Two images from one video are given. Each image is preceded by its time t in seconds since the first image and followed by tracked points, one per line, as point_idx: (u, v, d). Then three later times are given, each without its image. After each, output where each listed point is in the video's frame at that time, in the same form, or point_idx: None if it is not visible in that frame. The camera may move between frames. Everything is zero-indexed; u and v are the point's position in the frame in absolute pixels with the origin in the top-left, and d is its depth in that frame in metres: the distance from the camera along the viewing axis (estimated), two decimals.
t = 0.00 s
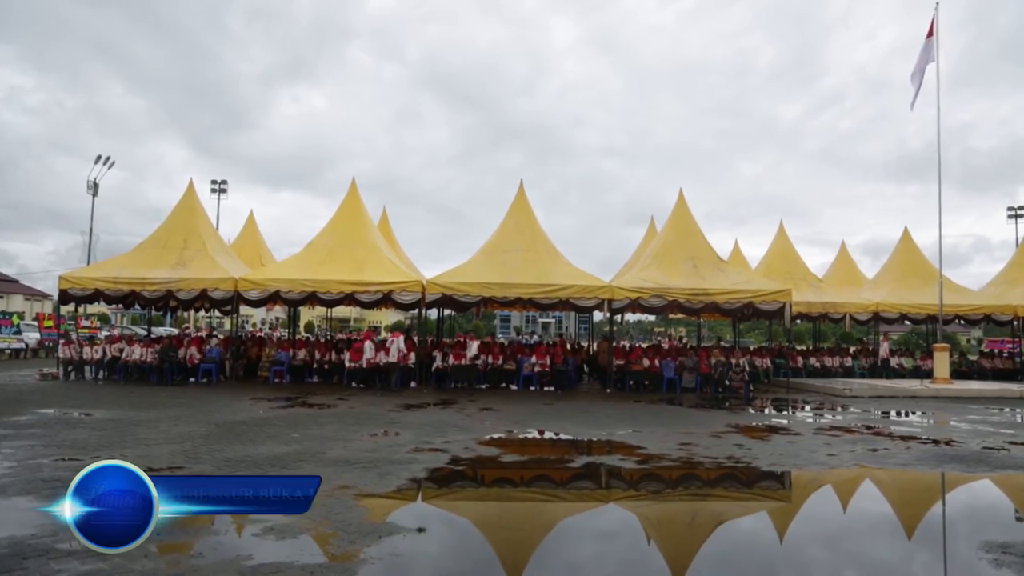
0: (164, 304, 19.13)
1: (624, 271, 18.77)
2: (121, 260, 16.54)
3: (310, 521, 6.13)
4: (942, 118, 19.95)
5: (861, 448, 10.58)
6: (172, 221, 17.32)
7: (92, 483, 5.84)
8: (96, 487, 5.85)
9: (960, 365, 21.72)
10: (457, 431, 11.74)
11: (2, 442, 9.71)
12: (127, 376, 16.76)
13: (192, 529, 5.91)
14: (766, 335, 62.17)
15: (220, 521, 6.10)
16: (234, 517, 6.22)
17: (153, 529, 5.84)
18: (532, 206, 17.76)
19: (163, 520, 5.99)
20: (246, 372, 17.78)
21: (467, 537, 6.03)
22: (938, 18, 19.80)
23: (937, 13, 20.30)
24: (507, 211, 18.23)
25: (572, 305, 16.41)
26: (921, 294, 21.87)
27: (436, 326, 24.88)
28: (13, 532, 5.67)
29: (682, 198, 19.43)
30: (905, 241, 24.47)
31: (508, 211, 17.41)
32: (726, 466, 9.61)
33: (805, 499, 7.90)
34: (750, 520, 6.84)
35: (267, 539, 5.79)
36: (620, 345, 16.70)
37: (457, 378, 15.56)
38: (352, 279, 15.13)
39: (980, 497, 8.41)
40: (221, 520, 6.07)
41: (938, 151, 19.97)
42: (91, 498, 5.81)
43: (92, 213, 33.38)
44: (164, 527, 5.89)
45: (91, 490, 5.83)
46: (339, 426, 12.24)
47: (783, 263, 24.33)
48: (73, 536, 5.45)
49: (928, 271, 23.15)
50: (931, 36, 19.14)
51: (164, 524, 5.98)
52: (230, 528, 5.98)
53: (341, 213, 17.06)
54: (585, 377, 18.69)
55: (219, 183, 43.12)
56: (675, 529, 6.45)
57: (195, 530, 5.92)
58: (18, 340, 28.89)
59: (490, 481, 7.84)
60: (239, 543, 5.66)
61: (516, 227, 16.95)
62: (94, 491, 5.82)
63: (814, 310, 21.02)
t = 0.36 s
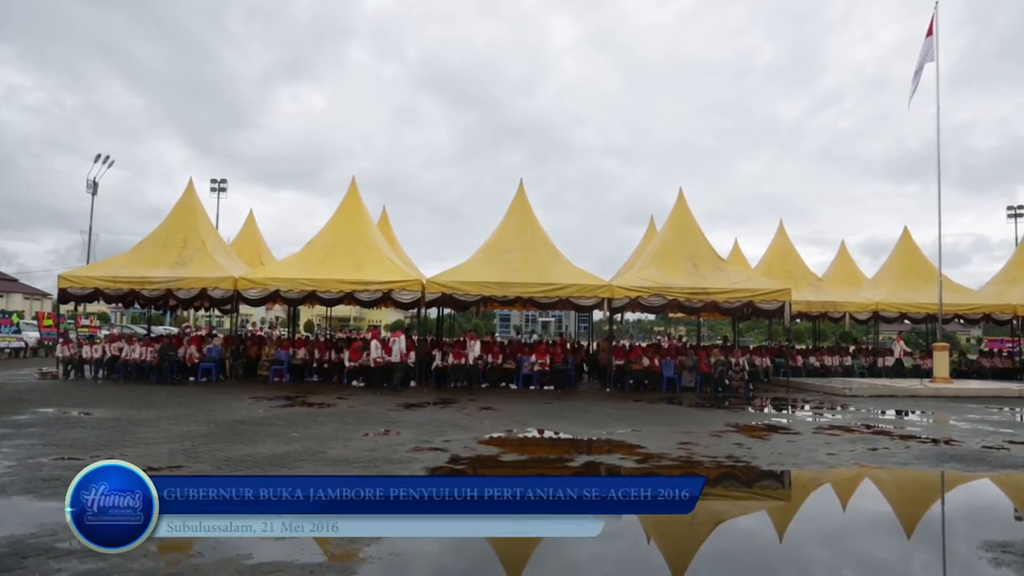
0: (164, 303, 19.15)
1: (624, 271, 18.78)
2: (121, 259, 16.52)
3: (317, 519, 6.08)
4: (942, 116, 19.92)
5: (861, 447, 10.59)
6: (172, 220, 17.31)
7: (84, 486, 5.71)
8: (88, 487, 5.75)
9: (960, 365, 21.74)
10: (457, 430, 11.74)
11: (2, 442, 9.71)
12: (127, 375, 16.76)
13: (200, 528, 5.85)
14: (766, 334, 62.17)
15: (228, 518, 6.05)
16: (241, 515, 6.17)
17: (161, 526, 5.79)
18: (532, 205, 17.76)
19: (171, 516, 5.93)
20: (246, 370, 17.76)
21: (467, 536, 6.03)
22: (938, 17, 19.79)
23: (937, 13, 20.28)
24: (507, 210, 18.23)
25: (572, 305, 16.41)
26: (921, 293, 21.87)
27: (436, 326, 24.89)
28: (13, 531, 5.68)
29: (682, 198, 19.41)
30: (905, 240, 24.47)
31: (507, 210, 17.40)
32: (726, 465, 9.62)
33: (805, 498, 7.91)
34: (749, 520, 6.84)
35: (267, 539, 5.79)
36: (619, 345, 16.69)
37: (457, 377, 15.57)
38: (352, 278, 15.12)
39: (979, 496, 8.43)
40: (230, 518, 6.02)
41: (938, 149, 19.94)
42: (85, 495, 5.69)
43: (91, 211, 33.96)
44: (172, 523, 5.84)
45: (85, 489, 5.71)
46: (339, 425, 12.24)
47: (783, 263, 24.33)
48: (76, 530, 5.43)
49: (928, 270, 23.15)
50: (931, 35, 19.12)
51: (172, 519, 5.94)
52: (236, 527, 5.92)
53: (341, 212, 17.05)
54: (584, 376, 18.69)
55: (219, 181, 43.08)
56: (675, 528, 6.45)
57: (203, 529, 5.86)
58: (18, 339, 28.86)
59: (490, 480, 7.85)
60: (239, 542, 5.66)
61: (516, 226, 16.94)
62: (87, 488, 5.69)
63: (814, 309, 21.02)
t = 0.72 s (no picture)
0: (154, 302, 19.06)
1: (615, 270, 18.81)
2: (110, 257, 16.41)
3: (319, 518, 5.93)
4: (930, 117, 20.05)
5: (850, 445, 10.65)
6: (161, 219, 17.21)
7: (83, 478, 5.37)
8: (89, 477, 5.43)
9: (947, 363, 21.91)
10: (447, 429, 11.73)
11: None
12: (116, 375, 16.66)
13: (200, 529, 5.75)
14: (756, 333, 62.45)
15: (229, 516, 5.88)
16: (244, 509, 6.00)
17: (160, 526, 5.66)
18: (523, 203, 17.76)
19: (171, 514, 5.81)
20: (236, 370, 17.66)
21: (458, 534, 6.02)
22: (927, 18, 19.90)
23: (926, 13, 20.37)
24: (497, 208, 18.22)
25: (563, 303, 16.42)
26: (910, 292, 22.02)
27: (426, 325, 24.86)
28: None
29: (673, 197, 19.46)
30: (893, 239, 24.62)
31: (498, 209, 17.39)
32: (716, 463, 9.67)
33: (796, 496, 7.92)
34: (739, 518, 6.85)
35: (258, 538, 5.75)
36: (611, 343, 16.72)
37: (448, 376, 15.55)
38: (342, 276, 15.06)
39: (966, 493, 8.49)
40: (230, 517, 5.87)
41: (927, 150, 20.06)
42: (83, 489, 5.33)
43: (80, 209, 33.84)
44: (172, 523, 5.71)
45: (84, 482, 5.33)
46: (330, 424, 12.21)
47: (773, 261, 24.44)
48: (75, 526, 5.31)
49: (916, 269, 23.31)
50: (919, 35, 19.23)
51: (173, 517, 5.81)
52: (236, 527, 5.79)
53: (332, 210, 17.00)
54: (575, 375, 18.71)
55: (208, 179, 42.89)
56: (665, 526, 6.46)
57: (204, 530, 5.75)
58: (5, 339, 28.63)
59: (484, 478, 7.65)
60: (228, 543, 5.63)
61: (507, 225, 16.93)
62: (85, 484, 5.30)
63: (803, 308, 21.13)
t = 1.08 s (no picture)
0: (127, 301, 18.77)
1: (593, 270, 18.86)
2: (83, 254, 16.16)
3: (318, 518, 5.93)
4: (904, 120, 20.33)
5: (825, 443, 10.77)
6: (136, 216, 16.97)
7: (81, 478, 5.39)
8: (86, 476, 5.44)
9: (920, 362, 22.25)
10: (426, 428, 11.69)
11: None
12: (88, 374, 16.40)
13: (201, 529, 5.74)
14: (733, 332, 63.00)
15: (229, 516, 5.90)
16: (246, 509, 6.00)
17: (160, 526, 5.66)
18: (501, 202, 17.76)
19: (172, 514, 5.84)
20: (212, 369, 17.46)
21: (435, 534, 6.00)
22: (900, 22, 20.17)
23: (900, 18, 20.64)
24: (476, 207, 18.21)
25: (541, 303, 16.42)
26: (884, 292, 22.32)
27: (404, 324, 24.77)
28: None
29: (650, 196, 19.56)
30: (868, 240, 24.94)
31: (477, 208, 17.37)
32: (693, 462, 9.73)
33: (771, 494, 8.00)
34: (715, 516, 6.90)
35: (235, 539, 5.71)
36: (589, 342, 16.75)
37: (426, 375, 15.47)
38: (319, 275, 14.96)
39: (937, 490, 8.63)
40: (231, 517, 5.88)
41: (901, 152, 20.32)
42: (83, 489, 5.32)
43: (52, 206, 33.08)
44: (172, 524, 5.72)
45: (83, 482, 5.33)
46: (307, 423, 12.11)
47: (750, 261, 24.64)
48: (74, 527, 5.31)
49: (890, 270, 23.63)
50: (892, 40, 19.50)
51: (174, 517, 5.85)
52: (236, 528, 5.79)
53: (309, 208, 16.87)
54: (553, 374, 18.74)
55: (185, 175, 42.33)
56: (642, 524, 6.49)
57: (204, 529, 5.77)
58: None
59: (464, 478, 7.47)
60: (203, 544, 5.57)
61: (485, 224, 16.92)
62: (85, 484, 5.30)
63: (780, 307, 21.33)
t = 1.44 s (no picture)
0: (88, 299, 18.38)
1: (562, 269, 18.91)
2: (42, 251, 15.78)
3: (318, 518, 5.87)
4: (867, 124, 20.67)
5: (789, 442, 10.92)
6: (98, 212, 16.62)
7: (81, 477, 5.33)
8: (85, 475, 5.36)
9: (882, 362, 22.70)
10: (394, 427, 11.62)
11: None
12: (47, 374, 16.02)
13: (201, 529, 5.72)
14: (699, 332, 63.74)
15: (229, 516, 5.85)
16: (246, 510, 5.95)
17: (160, 526, 5.66)
18: (471, 201, 17.71)
19: (172, 514, 5.79)
20: (175, 368, 17.17)
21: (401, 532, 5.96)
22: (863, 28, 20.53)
23: (863, 23, 20.99)
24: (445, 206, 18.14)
25: (511, 302, 16.42)
26: (847, 292, 22.71)
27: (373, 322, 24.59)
28: None
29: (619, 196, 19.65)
30: (832, 241, 25.36)
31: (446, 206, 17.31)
32: (660, 461, 9.80)
33: (737, 491, 8.09)
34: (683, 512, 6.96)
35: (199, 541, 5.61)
36: (558, 341, 16.79)
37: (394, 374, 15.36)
38: (286, 273, 14.78)
39: (898, 487, 8.80)
40: (231, 516, 5.83)
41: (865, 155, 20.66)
42: (83, 489, 5.25)
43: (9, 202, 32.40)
44: (172, 524, 5.70)
45: (83, 482, 5.25)
46: (273, 423, 11.97)
47: (717, 262, 24.90)
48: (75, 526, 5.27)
49: (853, 271, 24.05)
50: (855, 46, 19.86)
51: (175, 516, 5.82)
52: (236, 527, 5.75)
53: (276, 206, 16.67)
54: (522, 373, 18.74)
55: (149, 175, 41.72)
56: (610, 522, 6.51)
57: (204, 529, 5.74)
58: None
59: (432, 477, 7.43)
60: (165, 546, 5.46)
61: (455, 223, 16.85)
62: (85, 485, 5.21)
63: (746, 307, 21.58)
